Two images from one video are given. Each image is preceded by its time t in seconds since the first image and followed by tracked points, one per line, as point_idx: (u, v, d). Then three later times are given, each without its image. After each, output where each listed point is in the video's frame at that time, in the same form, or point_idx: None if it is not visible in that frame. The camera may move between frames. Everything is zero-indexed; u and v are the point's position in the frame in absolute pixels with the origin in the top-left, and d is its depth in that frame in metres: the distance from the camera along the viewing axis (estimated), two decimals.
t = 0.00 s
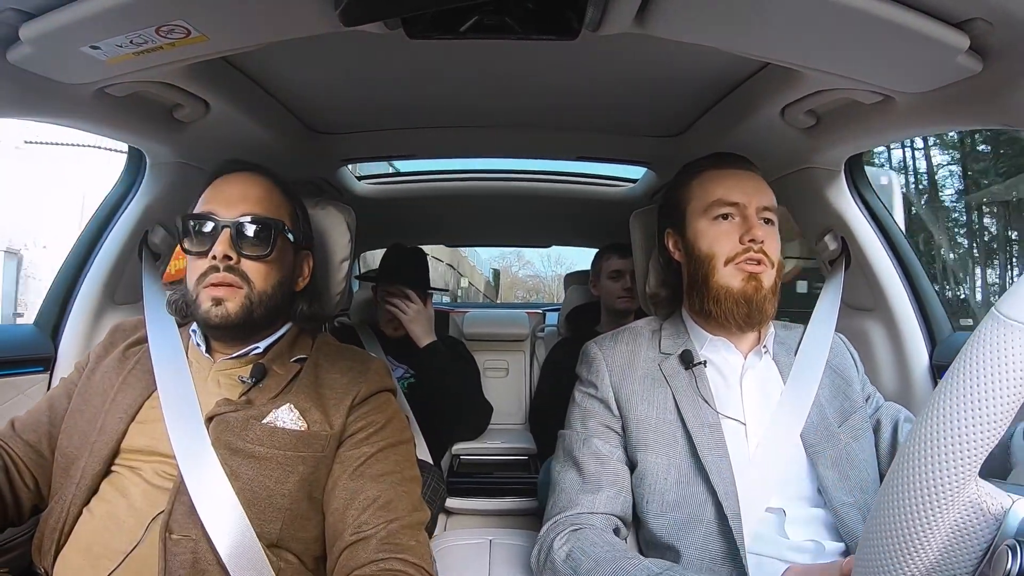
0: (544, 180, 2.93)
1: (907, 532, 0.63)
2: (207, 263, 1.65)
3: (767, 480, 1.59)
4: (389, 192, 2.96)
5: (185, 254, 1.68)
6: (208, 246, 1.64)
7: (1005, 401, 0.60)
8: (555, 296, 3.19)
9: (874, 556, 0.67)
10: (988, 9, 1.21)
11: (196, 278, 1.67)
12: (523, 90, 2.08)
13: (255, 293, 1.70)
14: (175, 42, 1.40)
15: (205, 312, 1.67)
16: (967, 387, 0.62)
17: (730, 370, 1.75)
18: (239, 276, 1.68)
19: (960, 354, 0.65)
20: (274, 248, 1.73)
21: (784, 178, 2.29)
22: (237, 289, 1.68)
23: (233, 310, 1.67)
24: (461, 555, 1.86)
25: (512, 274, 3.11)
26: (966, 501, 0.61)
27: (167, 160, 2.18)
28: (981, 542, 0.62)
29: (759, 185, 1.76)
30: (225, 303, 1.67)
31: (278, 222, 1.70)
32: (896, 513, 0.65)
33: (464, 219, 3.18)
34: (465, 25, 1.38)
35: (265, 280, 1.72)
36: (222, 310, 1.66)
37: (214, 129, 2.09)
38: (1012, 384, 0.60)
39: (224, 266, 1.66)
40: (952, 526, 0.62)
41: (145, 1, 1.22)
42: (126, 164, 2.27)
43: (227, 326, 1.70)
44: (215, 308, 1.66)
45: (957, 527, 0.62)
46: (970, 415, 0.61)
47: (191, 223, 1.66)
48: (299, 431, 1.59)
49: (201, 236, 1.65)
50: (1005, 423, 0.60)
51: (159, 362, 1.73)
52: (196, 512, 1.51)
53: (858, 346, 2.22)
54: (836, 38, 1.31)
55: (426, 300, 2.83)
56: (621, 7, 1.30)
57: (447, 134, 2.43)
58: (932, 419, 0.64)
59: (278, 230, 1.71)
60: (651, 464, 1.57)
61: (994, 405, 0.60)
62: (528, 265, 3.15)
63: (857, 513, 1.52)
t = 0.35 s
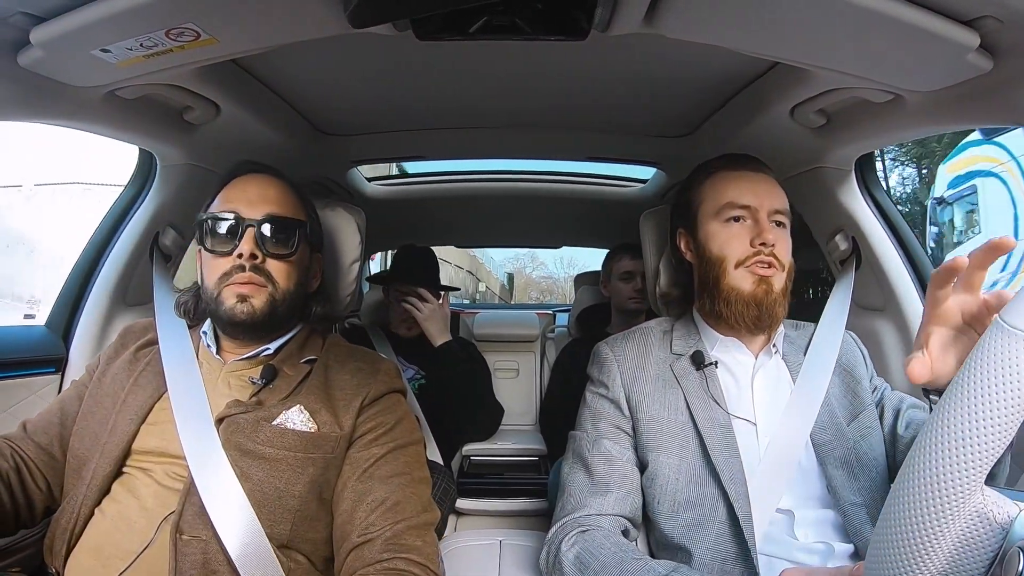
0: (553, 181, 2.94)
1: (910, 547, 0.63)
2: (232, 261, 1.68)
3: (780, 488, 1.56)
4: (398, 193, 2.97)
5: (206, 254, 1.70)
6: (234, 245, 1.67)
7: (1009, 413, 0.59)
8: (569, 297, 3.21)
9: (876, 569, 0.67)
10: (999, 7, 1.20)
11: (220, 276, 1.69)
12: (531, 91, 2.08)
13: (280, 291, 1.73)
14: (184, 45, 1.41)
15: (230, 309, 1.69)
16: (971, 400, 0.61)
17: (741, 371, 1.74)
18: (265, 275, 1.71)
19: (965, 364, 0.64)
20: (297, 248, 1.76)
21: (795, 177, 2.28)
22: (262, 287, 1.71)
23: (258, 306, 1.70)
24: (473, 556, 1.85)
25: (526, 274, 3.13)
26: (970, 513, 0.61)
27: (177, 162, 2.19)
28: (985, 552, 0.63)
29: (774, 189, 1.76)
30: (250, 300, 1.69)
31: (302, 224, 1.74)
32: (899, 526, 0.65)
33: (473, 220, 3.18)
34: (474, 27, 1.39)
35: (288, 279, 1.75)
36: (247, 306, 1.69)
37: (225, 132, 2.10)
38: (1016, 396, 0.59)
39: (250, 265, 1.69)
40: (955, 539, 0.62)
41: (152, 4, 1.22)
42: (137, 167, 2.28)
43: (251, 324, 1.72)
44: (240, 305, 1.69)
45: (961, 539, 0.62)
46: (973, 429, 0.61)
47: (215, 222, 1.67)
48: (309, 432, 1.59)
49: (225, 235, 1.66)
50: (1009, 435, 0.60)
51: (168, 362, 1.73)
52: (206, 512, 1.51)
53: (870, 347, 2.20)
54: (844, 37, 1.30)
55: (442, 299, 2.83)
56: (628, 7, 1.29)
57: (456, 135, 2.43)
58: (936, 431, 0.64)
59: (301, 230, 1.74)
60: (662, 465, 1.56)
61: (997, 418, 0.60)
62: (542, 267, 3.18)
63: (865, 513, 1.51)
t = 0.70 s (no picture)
0: (559, 182, 2.93)
1: (918, 547, 0.63)
2: (266, 263, 1.71)
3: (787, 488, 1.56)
4: (404, 193, 2.97)
5: (236, 255, 1.71)
6: (268, 246, 1.70)
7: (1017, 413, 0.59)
8: (577, 300, 3.20)
9: (884, 571, 0.67)
10: (1006, 5, 1.19)
11: (252, 277, 1.70)
12: (536, 91, 2.08)
13: (310, 291, 1.77)
14: (191, 46, 1.41)
15: (265, 309, 1.71)
16: (979, 399, 0.61)
17: (748, 370, 1.75)
18: (297, 275, 1.74)
19: (973, 364, 0.64)
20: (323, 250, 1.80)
21: (802, 177, 2.28)
22: (295, 288, 1.74)
23: (292, 305, 1.74)
24: (480, 557, 1.85)
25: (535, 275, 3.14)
26: (978, 513, 0.61)
27: (184, 163, 2.20)
28: (993, 552, 0.63)
29: (775, 187, 1.75)
30: (285, 299, 1.72)
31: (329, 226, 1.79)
32: (907, 527, 0.64)
33: (479, 220, 3.18)
34: (479, 28, 1.39)
35: (316, 279, 1.79)
36: (282, 306, 1.72)
37: (231, 133, 2.11)
38: None
39: (284, 267, 1.72)
40: (964, 538, 0.62)
41: (158, 6, 1.23)
42: (144, 168, 2.28)
43: (282, 323, 1.75)
44: (276, 304, 1.71)
45: (969, 538, 0.62)
46: (981, 428, 0.60)
47: (248, 223, 1.69)
48: (317, 432, 1.59)
49: (259, 237, 1.69)
50: (1017, 435, 0.60)
51: (176, 362, 1.74)
52: (214, 511, 1.52)
53: (878, 348, 2.19)
54: (851, 36, 1.30)
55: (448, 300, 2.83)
56: (634, 7, 1.29)
57: (461, 135, 2.43)
58: (944, 431, 0.64)
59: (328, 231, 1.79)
60: (668, 465, 1.56)
61: (1006, 418, 0.59)
62: (550, 268, 3.17)
63: (874, 513, 1.51)
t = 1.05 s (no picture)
0: (561, 181, 2.93)
1: (921, 547, 0.63)
2: (274, 264, 1.71)
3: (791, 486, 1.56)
4: (406, 193, 2.97)
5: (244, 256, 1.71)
6: (276, 248, 1.71)
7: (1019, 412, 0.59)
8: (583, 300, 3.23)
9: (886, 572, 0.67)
10: (1009, 3, 1.19)
11: (259, 277, 1.71)
12: (538, 91, 2.08)
13: (316, 293, 1.78)
14: (192, 48, 1.41)
15: (271, 309, 1.70)
16: (982, 399, 0.61)
17: (751, 370, 1.75)
18: (305, 277, 1.75)
19: (975, 363, 0.65)
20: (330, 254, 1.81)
21: (805, 176, 2.27)
22: (302, 289, 1.75)
23: (299, 305, 1.74)
24: (483, 557, 1.85)
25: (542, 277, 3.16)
26: (982, 513, 0.61)
27: (186, 164, 2.20)
28: (995, 552, 0.63)
29: (776, 186, 1.75)
30: (292, 300, 1.73)
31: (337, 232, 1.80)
32: (909, 527, 0.64)
33: (482, 220, 3.18)
34: (481, 28, 1.39)
35: (322, 282, 1.80)
36: (290, 306, 1.72)
37: (234, 134, 2.11)
38: None
39: (292, 269, 1.73)
40: (967, 538, 0.62)
41: (160, 7, 1.23)
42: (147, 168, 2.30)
43: (288, 324, 1.75)
44: (283, 305, 1.71)
45: (972, 538, 0.62)
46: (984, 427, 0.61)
47: (257, 224, 1.69)
48: (320, 431, 1.60)
49: (268, 238, 1.70)
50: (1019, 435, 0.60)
51: (179, 361, 1.75)
52: (217, 511, 1.52)
53: (881, 347, 2.19)
54: (852, 35, 1.29)
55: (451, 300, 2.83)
56: (635, 6, 1.29)
57: (464, 136, 2.43)
58: (946, 430, 0.64)
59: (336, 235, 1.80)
60: (670, 464, 1.56)
61: (1009, 417, 0.59)
62: (556, 269, 3.21)
63: (878, 513, 1.50)
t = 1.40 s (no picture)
0: (562, 182, 2.93)
1: (923, 546, 0.63)
2: (246, 265, 1.71)
3: (791, 484, 1.55)
4: (406, 194, 2.97)
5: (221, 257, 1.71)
6: (248, 249, 1.70)
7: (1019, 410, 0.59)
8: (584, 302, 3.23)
9: (888, 572, 0.66)
10: (1009, 2, 1.19)
11: (231, 278, 1.71)
12: (539, 92, 2.08)
13: (294, 294, 1.76)
14: (192, 49, 1.41)
15: (243, 310, 1.71)
16: (984, 397, 0.61)
17: (752, 368, 1.75)
18: (280, 278, 1.74)
19: (977, 361, 0.64)
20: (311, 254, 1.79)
21: (805, 175, 2.27)
22: (275, 291, 1.73)
23: (272, 307, 1.73)
24: (484, 557, 1.86)
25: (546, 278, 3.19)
26: (984, 512, 0.61)
27: (186, 165, 2.20)
28: (999, 551, 0.62)
29: (776, 188, 1.75)
30: (264, 301, 1.72)
31: (314, 232, 1.76)
32: (912, 525, 0.64)
33: (482, 221, 3.18)
34: (481, 29, 1.39)
35: (302, 282, 1.78)
36: (261, 308, 1.71)
37: (234, 136, 2.11)
38: None
39: (264, 270, 1.72)
40: (970, 537, 0.62)
41: (160, 9, 1.23)
42: (148, 169, 2.30)
43: (265, 324, 1.74)
44: (253, 306, 1.71)
45: (975, 537, 0.62)
46: (986, 426, 0.60)
47: (232, 225, 1.69)
48: (319, 432, 1.60)
49: (240, 239, 1.69)
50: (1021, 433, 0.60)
51: (178, 361, 1.75)
52: (216, 512, 1.52)
53: (881, 347, 2.19)
54: (852, 34, 1.29)
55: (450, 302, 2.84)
56: (635, 6, 1.29)
57: (464, 137, 2.43)
58: (948, 430, 0.63)
59: (315, 236, 1.78)
60: (672, 464, 1.56)
61: (1011, 415, 0.59)
62: (559, 271, 3.24)
63: (878, 511, 1.50)
